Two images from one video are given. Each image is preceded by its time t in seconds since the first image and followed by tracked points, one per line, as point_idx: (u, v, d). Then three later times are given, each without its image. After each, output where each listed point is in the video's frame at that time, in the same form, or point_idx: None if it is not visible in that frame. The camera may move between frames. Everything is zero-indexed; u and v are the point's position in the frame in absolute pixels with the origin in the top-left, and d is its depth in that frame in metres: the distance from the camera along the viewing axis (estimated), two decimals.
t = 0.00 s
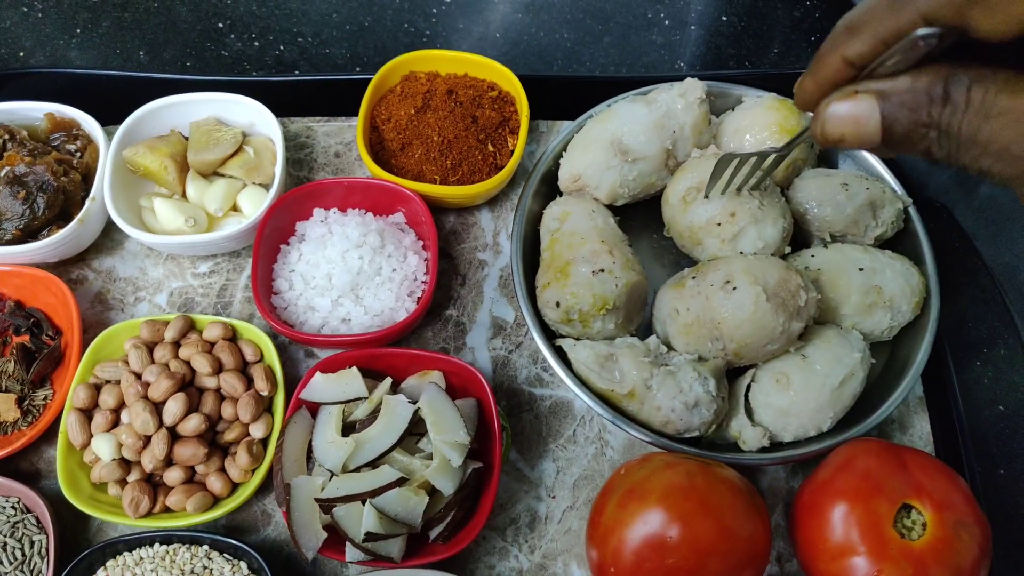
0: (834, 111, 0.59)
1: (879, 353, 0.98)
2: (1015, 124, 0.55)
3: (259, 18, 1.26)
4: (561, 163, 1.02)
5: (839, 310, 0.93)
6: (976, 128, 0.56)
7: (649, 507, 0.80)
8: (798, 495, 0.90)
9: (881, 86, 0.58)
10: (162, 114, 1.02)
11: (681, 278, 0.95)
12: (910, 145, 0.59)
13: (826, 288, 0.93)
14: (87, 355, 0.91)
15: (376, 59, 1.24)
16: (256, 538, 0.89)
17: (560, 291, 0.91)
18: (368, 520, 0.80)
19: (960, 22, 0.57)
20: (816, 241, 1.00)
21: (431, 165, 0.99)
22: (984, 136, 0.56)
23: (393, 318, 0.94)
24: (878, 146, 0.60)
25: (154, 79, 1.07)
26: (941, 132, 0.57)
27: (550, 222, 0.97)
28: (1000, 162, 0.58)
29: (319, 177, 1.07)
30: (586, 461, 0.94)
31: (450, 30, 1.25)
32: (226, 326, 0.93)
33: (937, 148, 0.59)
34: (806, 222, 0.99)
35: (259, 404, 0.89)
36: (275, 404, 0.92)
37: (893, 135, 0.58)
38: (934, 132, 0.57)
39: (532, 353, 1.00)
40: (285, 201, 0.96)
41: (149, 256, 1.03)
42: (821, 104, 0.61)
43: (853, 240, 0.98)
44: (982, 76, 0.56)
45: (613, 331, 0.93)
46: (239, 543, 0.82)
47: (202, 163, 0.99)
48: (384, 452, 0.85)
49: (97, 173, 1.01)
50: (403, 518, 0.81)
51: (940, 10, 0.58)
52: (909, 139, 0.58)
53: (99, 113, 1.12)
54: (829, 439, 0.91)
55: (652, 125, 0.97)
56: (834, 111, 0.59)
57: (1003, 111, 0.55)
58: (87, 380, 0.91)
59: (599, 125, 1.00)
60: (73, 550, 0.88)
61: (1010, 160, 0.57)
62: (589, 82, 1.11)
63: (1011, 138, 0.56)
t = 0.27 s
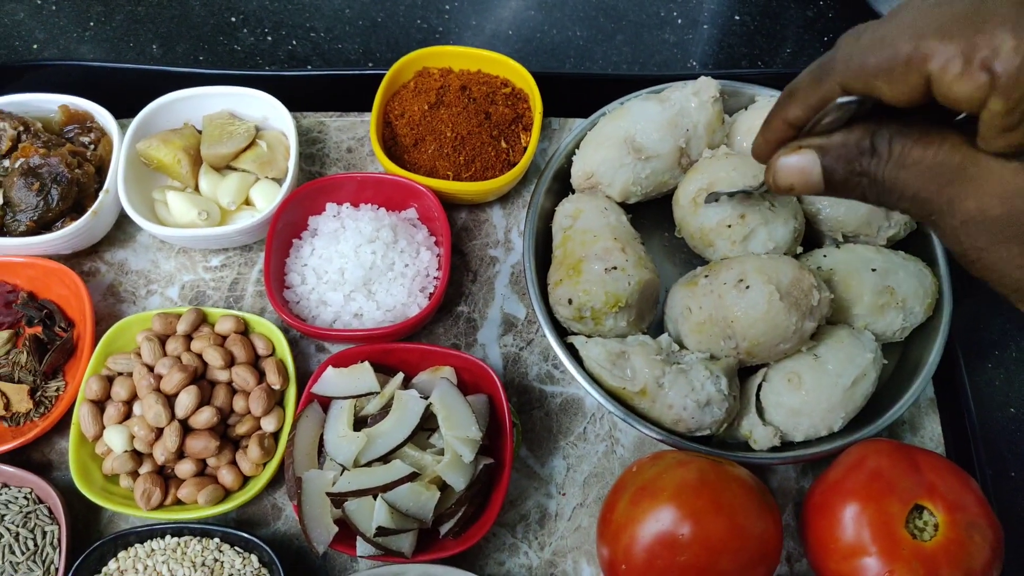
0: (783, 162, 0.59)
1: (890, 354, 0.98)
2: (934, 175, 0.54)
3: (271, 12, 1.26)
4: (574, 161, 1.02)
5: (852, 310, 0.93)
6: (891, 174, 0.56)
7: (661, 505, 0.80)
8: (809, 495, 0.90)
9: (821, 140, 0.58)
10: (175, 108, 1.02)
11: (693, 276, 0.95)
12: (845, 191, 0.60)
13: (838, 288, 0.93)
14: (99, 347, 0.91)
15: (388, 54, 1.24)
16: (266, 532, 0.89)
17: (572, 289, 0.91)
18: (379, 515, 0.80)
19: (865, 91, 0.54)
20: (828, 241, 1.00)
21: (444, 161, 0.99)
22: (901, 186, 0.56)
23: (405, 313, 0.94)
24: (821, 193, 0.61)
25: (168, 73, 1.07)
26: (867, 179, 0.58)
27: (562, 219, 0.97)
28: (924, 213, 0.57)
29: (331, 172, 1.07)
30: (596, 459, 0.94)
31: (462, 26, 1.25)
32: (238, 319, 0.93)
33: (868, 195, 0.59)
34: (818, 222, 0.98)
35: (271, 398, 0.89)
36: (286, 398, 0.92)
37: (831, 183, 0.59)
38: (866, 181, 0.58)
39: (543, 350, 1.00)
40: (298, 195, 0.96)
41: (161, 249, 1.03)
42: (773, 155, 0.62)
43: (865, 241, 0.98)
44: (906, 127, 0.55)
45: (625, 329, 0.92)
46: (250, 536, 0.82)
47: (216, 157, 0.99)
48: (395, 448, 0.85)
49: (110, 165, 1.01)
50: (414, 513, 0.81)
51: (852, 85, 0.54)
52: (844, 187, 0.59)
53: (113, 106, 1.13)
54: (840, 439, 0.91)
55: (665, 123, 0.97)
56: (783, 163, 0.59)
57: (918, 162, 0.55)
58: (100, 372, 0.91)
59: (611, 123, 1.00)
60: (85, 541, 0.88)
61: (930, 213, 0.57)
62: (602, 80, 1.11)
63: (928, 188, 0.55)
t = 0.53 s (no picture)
0: (862, 61, 0.61)
1: (901, 352, 0.98)
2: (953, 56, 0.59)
3: (279, 7, 1.25)
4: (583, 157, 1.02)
5: (863, 308, 0.92)
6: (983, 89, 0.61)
7: (672, 502, 0.80)
8: (819, 494, 0.90)
9: (908, 37, 0.60)
10: (183, 102, 1.02)
11: (703, 273, 0.95)
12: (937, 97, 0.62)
13: (850, 286, 0.92)
14: (107, 342, 0.91)
15: (396, 50, 1.23)
16: (273, 528, 0.89)
17: (583, 285, 0.90)
18: (388, 511, 0.79)
19: None
20: (839, 239, 0.99)
21: (453, 156, 0.98)
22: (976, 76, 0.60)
23: (414, 309, 0.94)
24: (903, 97, 0.61)
25: (175, 67, 1.07)
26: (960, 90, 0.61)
27: (572, 215, 0.96)
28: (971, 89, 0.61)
29: (339, 168, 1.07)
30: (605, 456, 0.94)
31: (470, 21, 1.24)
32: (246, 315, 0.93)
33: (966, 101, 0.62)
34: (828, 219, 0.98)
35: (279, 393, 0.89)
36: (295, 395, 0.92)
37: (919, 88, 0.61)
38: (966, 79, 0.60)
39: (552, 347, 0.99)
40: (307, 190, 0.95)
41: (169, 245, 1.03)
42: (849, 54, 0.63)
43: (876, 238, 0.97)
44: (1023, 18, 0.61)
45: (635, 325, 0.92)
46: (258, 532, 0.82)
47: (224, 151, 0.99)
48: (405, 444, 0.84)
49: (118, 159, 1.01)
50: (423, 509, 0.81)
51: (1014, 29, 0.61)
52: (938, 88, 0.61)
53: (120, 101, 1.12)
54: (851, 437, 0.90)
55: (676, 119, 0.97)
56: (862, 61, 0.61)
57: None
58: (108, 367, 0.91)
59: (621, 119, 0.99)
60: (92, 537, 0.88)
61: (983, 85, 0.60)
62: (611, 76, 1.11)
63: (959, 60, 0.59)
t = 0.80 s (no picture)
0: (941, 22, 0.47)
1: (897, 350, 0.98)
2: None
3: (279, 7, 1.26)
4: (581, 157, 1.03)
5: (859, 307, 0.93)
6: None
7: (669, 499, 0.80)
8: (815, 491, 0.90)
9: None
10: (183, 102, 1.03)
11: (701, 272, 0.95)
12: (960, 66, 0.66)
13: (846, 285, 0.93)
14: (107, 340, 0.91)
15: (396, 50, 1.24)
16: (273, 526, 0.89)
17: (580, 283, 0.91)
18: (387, 509, 0.80)
19: None
20: (836, 238, 0.99)
21: (452, 156, 0.99)
22: None
23: (413, 308, 0.94)
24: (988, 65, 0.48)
25: (176, 67, 1.08)
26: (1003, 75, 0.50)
27: (571, 214, 0.97)
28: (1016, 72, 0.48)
29: (338, 167, 1.07)
30: (603, 454, 0.94)
31: (470, 22, 1.25)
32: (246, 313, 0.93)
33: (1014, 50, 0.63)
34: (825, 219, 0.98)
35: (278, 391, 0.89)
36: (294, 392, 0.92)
37: None
38: None
39: (550, 345, 1.00)
40: (306, 189, 0.96)
41: (168, 244, 1.03)
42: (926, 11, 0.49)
43: (873, 238, 0.98)
44: None
45: (633, 324, 0.92)
46: (257, 529, 0.82)
47: (224, 150, 0.99)
48: (404, 441, 0.85)
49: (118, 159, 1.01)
50: (421, 507, 0.81)
51: None
52: None
53: (120, 100, 1.13)
54: (847, 435, 0.91)
55: (674, 119, 0.97)
56: (943, 21, 0.47)
57: None
58: (107, 365, 0.91)
59: (619, 119, 1.00)
60: (92, 535, 0.89)
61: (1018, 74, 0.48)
62: (609, 76, 1.11)
63: None
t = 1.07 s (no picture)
0: (884, 141, 0.59)
1: (901, 349, 0.98)
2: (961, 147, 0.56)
3: (282, 4, 1.26)
4: (585, 154, 1.02)
5: (863, 305, 0.92)
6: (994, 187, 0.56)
7: (673, 497, 0.80)
8: (819, 490, 0.90)
9: (936, 119, 0.57)
10: (187, 98, 1.03)
11: (705, 270, 0.95)
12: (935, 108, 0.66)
13: (850, 283, 0.93)
14: (110, 336, 0.91)
15: (399, 47, 1.24)
16: (275, 522, 0.89)
17: (584, 281, 0.91)
18: (389, 505, 0.80)
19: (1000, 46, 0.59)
20: (840, 236, 0.99)
21: (455, 153, 0.99)
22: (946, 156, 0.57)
23: (416, 305, 0.94)
24: (924, 181, 0.59)
25: (180, 63, 1.08)
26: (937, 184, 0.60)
27: (574, 212, 0.97)
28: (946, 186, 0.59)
29: (341, 164, 1.07)
30: (606, 452, 0.94)
31: (473, 19, 1.25)
32: (249, 309, 0.93)
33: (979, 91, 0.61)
34: (829, 217, 0.98)
35: (281, 388, 0.89)
36: (297, 389, 0.92)
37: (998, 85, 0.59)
38: (983, 171, 0.56)
39: (553, 343, 1.00)
40: (310, 186, 0.96)
41: (171, 240, 1.03)
42: (873, 131, 0.61)
43: (877, 236, 0.98)
44: None
45: (637, 322, 0.92)
46: (260, 525, 0.82)
47: (228, 147, 0.99)
48: (406, 438, 0.85)
49: (122, 155, 1.01)
50: (424, 504, 0.81)
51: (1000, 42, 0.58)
52: (956, 176, 0.57)
53: (124, 97, 1.13)
54: (851, 434, 0.90)
55: (678, 116, 0.97)
56: (884, 142, 0.58)
57: None
58: (110, 360, 0.91)
59: (623, 116, 0.99)
60: (95, 530, 0.89)
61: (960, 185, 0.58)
62: (613, 74, 1.11)
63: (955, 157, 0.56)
